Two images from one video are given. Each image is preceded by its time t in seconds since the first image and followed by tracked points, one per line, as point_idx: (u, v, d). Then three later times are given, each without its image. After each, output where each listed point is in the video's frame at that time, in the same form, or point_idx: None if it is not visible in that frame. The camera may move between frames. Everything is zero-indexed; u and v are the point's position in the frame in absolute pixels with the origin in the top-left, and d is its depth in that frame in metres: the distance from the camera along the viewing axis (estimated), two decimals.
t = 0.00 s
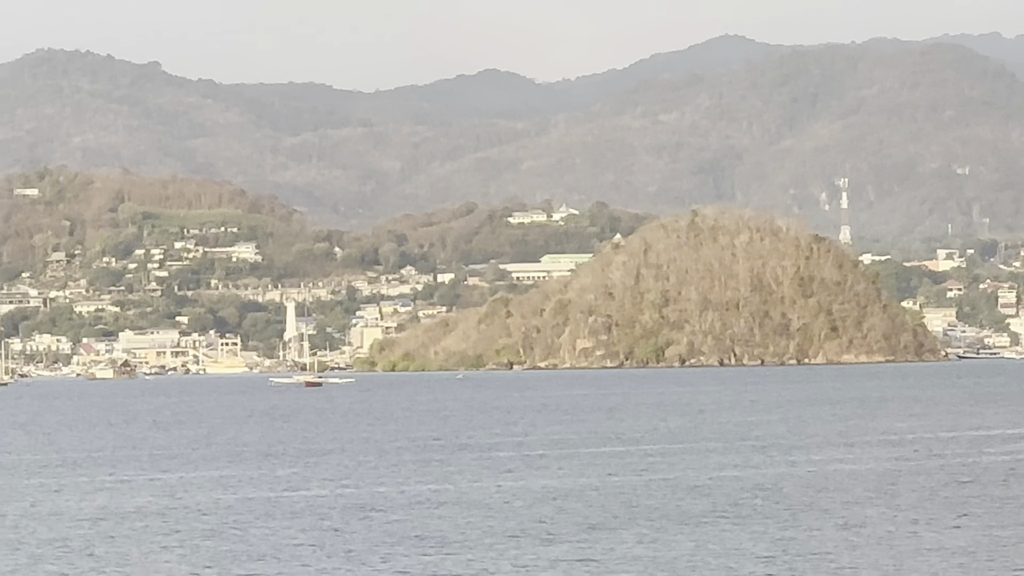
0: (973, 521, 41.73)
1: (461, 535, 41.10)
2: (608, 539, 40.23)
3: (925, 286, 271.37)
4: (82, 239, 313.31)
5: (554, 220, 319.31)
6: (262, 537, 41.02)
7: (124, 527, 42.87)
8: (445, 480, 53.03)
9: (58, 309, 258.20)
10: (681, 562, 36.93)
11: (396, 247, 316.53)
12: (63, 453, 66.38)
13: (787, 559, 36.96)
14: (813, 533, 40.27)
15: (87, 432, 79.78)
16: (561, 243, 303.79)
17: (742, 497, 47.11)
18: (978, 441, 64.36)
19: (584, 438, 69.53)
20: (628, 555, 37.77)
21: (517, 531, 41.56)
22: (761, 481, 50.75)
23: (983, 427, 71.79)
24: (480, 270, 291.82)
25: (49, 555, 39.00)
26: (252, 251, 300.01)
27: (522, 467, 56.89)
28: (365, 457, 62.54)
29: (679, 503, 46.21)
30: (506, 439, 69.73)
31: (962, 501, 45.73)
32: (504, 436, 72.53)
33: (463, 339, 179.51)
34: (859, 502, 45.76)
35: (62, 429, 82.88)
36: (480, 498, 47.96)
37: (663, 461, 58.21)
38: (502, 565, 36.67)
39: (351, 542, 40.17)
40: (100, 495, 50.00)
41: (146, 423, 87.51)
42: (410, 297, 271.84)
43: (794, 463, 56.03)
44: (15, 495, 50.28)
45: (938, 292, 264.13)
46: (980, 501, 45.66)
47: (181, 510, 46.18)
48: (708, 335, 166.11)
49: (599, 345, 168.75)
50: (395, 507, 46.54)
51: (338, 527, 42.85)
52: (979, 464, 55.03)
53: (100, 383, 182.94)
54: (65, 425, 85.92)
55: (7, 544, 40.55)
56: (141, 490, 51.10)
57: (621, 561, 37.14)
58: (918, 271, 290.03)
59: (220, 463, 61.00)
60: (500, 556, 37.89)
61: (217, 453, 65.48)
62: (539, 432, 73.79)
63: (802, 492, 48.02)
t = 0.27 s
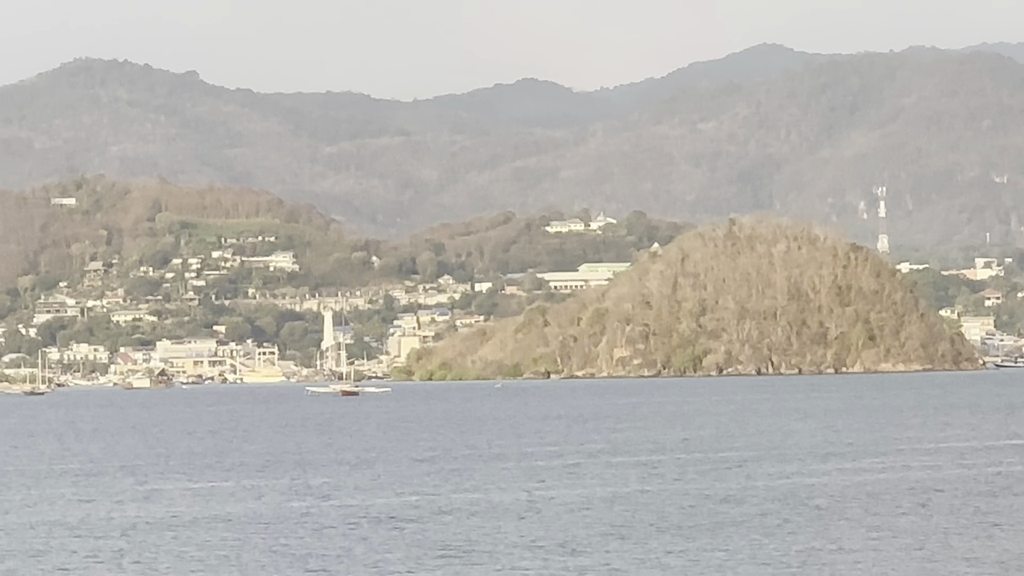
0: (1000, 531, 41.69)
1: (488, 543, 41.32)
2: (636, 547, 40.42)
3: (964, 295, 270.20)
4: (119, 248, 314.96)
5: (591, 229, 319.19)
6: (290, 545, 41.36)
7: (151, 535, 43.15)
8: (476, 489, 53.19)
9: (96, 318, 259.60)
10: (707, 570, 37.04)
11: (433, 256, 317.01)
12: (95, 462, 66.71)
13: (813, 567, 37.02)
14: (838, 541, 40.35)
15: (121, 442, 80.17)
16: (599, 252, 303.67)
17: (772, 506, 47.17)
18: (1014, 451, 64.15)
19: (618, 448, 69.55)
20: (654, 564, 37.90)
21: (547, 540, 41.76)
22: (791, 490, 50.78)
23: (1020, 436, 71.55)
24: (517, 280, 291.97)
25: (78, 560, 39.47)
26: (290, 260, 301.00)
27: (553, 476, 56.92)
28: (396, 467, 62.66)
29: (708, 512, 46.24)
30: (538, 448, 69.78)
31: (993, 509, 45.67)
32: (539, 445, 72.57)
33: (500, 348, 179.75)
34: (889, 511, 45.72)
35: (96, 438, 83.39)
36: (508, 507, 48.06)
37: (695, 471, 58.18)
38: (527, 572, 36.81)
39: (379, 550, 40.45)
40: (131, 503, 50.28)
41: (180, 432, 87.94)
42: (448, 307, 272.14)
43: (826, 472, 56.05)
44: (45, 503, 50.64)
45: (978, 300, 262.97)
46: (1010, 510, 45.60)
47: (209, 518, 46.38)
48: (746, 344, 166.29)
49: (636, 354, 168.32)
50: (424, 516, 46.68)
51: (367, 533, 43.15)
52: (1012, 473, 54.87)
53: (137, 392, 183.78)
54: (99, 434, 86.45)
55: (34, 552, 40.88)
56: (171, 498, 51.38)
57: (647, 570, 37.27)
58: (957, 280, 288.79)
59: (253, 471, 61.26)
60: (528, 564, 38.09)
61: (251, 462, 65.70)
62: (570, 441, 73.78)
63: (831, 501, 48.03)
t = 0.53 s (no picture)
0: None
1: (508, 555, 41.14)
2: (661, 560, 40.22)
3: (995, 304, 269.60)
4: (148, 258, 316.13)
5: (621, 239, 318.97)
6: (308, 558, 41.20)
7: (169, 548, 43.03)
8: (499, 501, 52.98)
9: (125, 329, 260.39)
10: None
11: (462, 266, 317.22)
12: (119, 473, 66.77)
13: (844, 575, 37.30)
14: (861, 553, 40.08)
15: (146, 452, 80.31)
16: (628, 262, 303.81)
17: (797, 518, 46.85)
18: None
19: (645, 458, 69.31)
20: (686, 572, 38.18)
21: (568, 552, 41.56)
22: (815, 502, 50.44)
23: None
24: (546, 290, 292.26)
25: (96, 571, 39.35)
26: (319, 270, 301.79)
27: (577, 487, 56.67)
28: (421, 478, 62.52)
29: (730, 523, 45.98)
30: (564, 459, 69.58)
31: None
32: (566, 455, 72.44)
33: (529, 359, 179.75)
34: (913, 523, 45.36)
35: (122, 448, 83.57)
36: (528, 519, 47.83)
37: (724, 481, 58.16)
38: None
39: (400, 562, 40.31)
40: (151, 515, 50.18)
41: (205, 443, 88.03)
42: (477, 317, 272.18)
43: (852, 483, 55.72)
44: (65, 514, 50.60)
45: (1009, 310, 262.32)
46: None
47: (228, 529, 46.27)
48: (774, 353, 165.34)
49: (665, 365, 167.85)
50: (445, 528, 46.51)
51: (387, 546, 42.98)
52: None
53: (165, 402, 184.21)
54: (125, 445, 86.61)
55: (52, 566, 40.79)
56: (191, 510, 51.28)
57: None
58: (987, 289, 288.21)
59: (277, 482, 61.19)
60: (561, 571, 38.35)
61: (275, 473, 65.66)
62: (597, 452, 73.52)
63: (856, 513, 47.69)
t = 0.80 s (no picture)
0: None
1: (527, 563, 41.01)
2: (684, 569, 40.04)
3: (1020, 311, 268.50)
4: (173, 266, 317.16)
5: (646, 247, 318.76)
6: (324, 566, 41.09)
7: (185, 556, 42.96)
8: (521, 509, 52.85)
9: (150, 337, 261.14)
10: None
11: (487, 274, 317.42)
12: (141, 481, 66.92)
13: None
14: (882, 562, 39.87)
15: (169, 460, 80.49)
16: (654, 269, 303.44)
17: (817, 527, 46.59)
18: None
19: (669, 466, 69.19)
20: None
21: (587, 561, 41.41)
22: (837, 510, 50.20)
23: None
24: (573, 297, 291.88)
25: None
26: (344, 278, 302.14)
27: (598, 496, 56.52)
28: (443, 486, 62.50)
29: (750, 532, 45.80)
30: (588, 467, 69.48)
31: None
32: (590, 463, 72.36)
33: (553, 366, 179.73)
34: (938, 531, 45.05)
35: (146, 456, 83.76)
36: (548, 527, 47.74)
37: (746, 489, 57.91)
38: None
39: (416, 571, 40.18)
40: (168, 523, 50.14)
41: (228, 450, 88.23)
42: (502, 325, 272.23)
43: (874, 492, 55.49)
44: (84, 523, 50.61)
45: None
46: None
47: (245, 538, 46.20)
48: (799, 361, 165.21)
49: (690, 372, 168.07)
50: (464, 536, 46.40)
51: (405, 555, 42.90)
52: None
53: (189, 410, 184.65)
54: (148, 452, 86.83)
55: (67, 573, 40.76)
56: (209, 518, 51.24)
57: None
58: (1013, 297, 286.89)
59: (298, 491, 61.25)
60: None
61: (298, 481, 65.74)
62: (621, 460, 73.45)
63: (880, 522, 47.35)
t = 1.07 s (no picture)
0: None
1: (546, 568, 41.24)
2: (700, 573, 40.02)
3: None
4: (198, 271, 318.05)
5: (671, 252, 318.57)
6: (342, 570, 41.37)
7: (204, 561, 43.28)
8: (542, 514, 52.97)
9: (175, 342, 261.97)
10: None
11: (513, 279, 317.61)
12: (165, 485, 67.30)
13: None
14: (899, 568, 39.79)
15: (194, 465, 80.92)
16: (679, 275, 303.19)
17: (835, 533, 46.55)
18: None
19: (691, 471, 69.31)
20: None
21: (605, 565, 41.63)
22: (857, 515, 50.26)
23: None
24: (598, 302, 291.84)
25: None
26: (369, 283, 302.65)
27: (618, 500, 56.68)
28: (465, 490, 62.75)
29: (769, 537, 45.93)
30: (610, 472, 69.63)
31: None
32: (614, 468, 72.46)
33: (579, 372, 180.05)
34: (958, 537, 44.96)
35: (169, 460, 84.18)
36: (568, 532, 47.94)
37: (767, 494, 57.84)
38: None
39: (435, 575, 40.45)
40: (189, 528, 50.44)
41: (252, 455, 88.58)
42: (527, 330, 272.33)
43: (895, 497, 55.53)
44: (105, 527, 50.96)
45: None
46: None
47: (265, 542, 46.52)
48: (823, 366, 164.76)
49: (714, 377, 166.70)
50: (484, 541, 46.63)
51: (424, 559, 43.16)
52: None
53: (214, 416, 185.19)
54: (171, 457, 87.21)
55: None
56: (229, 523, 51.54)
57: None
58: None
59: (320, 495, 61.52)
60: None
61: (320, 486, 66.06)
62: (643, 464, 73.59)
63: (900, 527, 47.27)
